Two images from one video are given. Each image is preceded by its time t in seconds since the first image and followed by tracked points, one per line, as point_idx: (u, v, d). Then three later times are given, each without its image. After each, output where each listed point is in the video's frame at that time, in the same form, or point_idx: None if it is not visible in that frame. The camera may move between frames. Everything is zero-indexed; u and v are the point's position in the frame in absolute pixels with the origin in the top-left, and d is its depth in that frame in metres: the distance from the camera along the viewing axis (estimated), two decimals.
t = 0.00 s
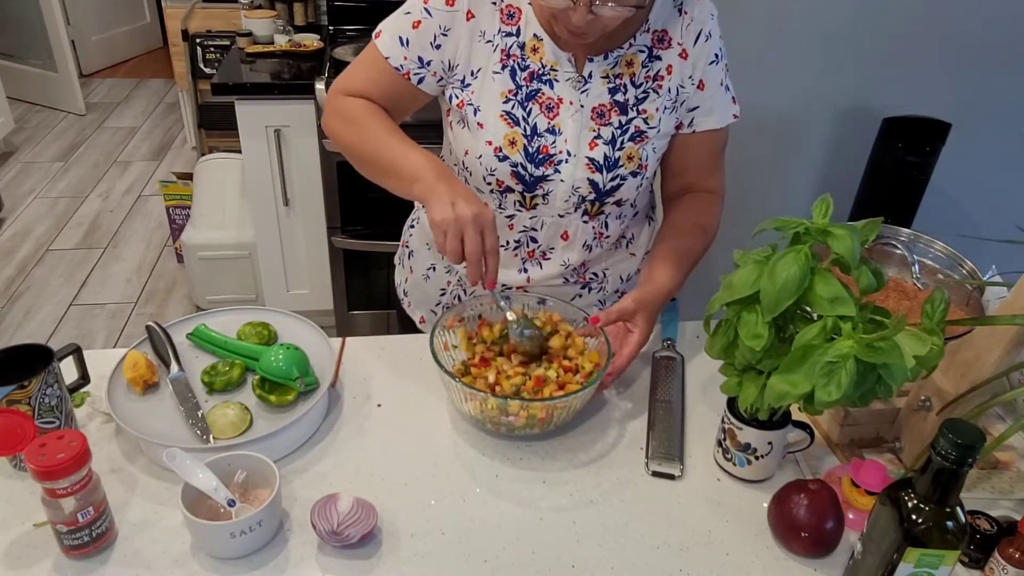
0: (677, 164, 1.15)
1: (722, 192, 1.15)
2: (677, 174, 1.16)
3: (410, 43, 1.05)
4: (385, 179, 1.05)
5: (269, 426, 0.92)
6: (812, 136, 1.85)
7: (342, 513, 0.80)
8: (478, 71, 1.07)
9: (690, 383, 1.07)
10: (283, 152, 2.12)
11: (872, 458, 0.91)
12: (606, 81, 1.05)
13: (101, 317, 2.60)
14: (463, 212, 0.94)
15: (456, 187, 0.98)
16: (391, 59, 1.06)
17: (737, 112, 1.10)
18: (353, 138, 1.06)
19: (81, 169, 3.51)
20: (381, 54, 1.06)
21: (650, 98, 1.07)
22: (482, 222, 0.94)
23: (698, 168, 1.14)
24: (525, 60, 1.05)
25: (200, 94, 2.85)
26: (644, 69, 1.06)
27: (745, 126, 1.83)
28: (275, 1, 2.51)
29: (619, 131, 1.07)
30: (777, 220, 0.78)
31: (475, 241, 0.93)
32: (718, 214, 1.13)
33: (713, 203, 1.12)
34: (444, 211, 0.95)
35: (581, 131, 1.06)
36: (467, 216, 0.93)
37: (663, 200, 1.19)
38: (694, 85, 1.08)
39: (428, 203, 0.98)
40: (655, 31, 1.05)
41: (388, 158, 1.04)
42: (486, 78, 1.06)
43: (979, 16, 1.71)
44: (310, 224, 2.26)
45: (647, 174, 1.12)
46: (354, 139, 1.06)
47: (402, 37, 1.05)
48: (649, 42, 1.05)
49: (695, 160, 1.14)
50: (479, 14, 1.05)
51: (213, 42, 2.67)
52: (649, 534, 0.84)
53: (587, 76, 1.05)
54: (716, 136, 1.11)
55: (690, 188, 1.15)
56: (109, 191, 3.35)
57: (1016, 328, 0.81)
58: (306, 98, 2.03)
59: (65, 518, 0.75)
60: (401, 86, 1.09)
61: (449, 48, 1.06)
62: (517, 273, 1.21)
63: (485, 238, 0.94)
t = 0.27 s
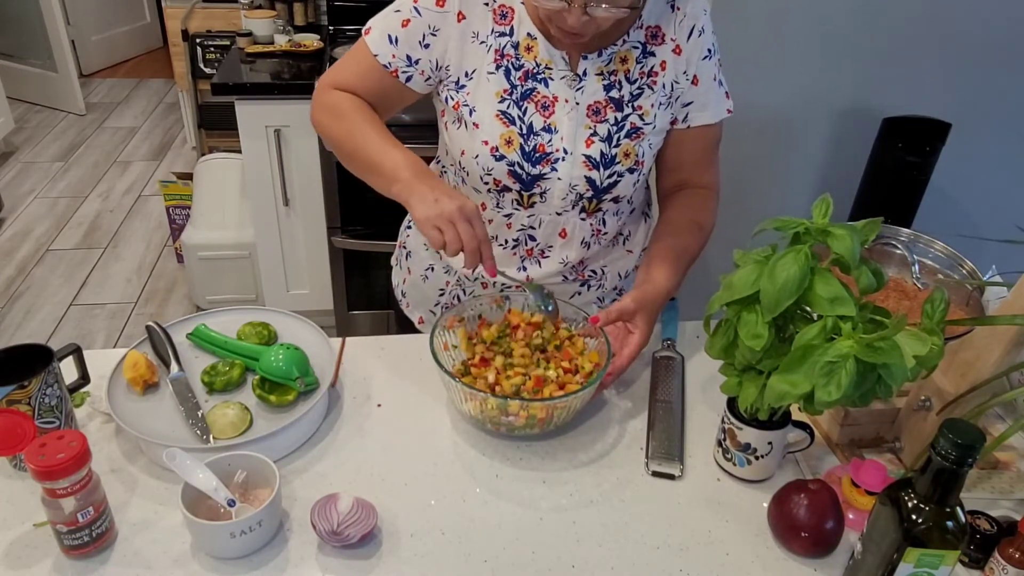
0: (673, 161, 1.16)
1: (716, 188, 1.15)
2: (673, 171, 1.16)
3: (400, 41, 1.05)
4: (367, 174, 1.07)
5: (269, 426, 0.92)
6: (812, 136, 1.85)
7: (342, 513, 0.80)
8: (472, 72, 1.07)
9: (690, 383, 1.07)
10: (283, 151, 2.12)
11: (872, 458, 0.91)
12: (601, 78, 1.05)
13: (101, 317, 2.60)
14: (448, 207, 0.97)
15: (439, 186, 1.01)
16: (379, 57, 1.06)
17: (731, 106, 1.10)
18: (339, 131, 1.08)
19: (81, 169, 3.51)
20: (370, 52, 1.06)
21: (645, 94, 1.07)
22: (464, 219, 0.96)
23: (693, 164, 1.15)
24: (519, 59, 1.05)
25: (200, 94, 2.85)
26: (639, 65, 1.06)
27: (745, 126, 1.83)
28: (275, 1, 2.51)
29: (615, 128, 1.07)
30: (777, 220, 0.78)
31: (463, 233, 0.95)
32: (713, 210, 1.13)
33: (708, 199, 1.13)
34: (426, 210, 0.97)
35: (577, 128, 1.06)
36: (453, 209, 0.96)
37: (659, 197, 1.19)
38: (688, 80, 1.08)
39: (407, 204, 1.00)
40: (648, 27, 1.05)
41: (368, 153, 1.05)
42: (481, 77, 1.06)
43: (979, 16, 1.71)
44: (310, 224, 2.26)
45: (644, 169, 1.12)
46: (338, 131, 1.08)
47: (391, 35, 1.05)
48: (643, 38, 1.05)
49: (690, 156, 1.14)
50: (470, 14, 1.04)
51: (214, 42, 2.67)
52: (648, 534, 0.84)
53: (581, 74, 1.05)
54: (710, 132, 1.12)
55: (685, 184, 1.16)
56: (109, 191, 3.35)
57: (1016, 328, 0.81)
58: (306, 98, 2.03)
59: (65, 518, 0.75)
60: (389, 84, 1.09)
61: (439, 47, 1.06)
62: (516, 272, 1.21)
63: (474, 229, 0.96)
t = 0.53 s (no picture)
0: (665, 157, 1.16)
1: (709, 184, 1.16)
2: (665, 168, 1.17)
3: (386, 38, 1.05)
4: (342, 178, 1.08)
5: (269, 426, 0.92)
6: (812, 136, 1.85)
7: (342, 513, 0.80)
8: (461, 74, 1.06)
9: (690, 383, 1.07)
10: (283, 151, 2.12)
11: (872, 458, 0.91)
12: (591, 77, 1.05)
13: (101, 317, 2.60)
14: (429, 223, 0.99)
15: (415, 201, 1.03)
16: (365, 53, 1.06)
17: (721, 102, 1.11)
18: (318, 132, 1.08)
19: (81, 169, 3.51)
20: (356, 48, 1.06)
21: (635, 92, 1.07)
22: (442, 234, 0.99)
23: (685, 160, 1.15)
24: (509, 61, 1.04)
25: (200, 94, 2.85)
26: (629, 63, 1.06)
27: (744, 126, 1.83)
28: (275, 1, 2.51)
29: (607, 127, 1.07)
30: (778, 219, 0.78)
31: (442, 248, 0.99)
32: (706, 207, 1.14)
33: (701, 195, 1.14)
34: (406, 223, 1.00)
35: (569, 128, 1.06)
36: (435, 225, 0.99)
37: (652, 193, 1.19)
38: (678, 77, 1.09)
39: (382, 216, 1.03)
40: (637, 25, 1.05)
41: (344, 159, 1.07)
42: (472, 79, 1.06)
43: (979, 16, 1.71)
44: (310, 224, 2.26)
45: (636, 167, 1.13)
46: (314, 130, 1.08)
47: (377, 32, 1.04)
48: (632, 36, 1.06)
49: (682, 151, 1.15)
50: (459, 15, 1.04)
51: (214, 42, 2.67)
52: (648, 534, 0.84)
53: (572, 74, 1.05)
54: (702, 128, 1.12)
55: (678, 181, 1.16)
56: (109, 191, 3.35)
57: (1016, 327, 0.81)
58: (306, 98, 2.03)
59: (65, 518, 0.75)
60: (374, 80, 1.09)
61: (425, 47, 1.06)
62: (512, 272, 1.20)
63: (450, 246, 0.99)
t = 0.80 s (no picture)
0: (657, 154, 1.16)
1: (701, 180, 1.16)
2: (658, 166, 1.17)
3: (381, 44, 1.04)
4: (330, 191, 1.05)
5: (269, 426, 0.92)
6: (812, 137, 1.85)
7: (342, 513, 0.80)
8: (455, 76, 1.06)
9: (690, 383, 1.07)
10: (282, 151, 2.12)
11: (872, 458, 0.91)
12: (585, 76, 1.05)
13: (101, 317, 2.60)
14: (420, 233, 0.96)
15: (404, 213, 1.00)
16: (360, 61, 1.05)
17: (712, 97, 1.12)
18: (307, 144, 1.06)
19: (81, 169, 3.51)
20: (351, 57, 1.05)
21: (629, 89, 1.07)
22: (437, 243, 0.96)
23: (676, 157, 1.16)
24: (503, 63, 1.05)
25: (200, 94, 2.85)
26: (621, 61, 1.06)
27: (744, 126, 1.83)
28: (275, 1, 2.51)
29: (602, 125, 1.08)
30: (777, 220, 0.78)
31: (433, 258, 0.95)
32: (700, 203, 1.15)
33: (694, 192, 1.14)
34: (395, 235, 0.97)
35: (564, 127, 1.06)
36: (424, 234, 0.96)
37: (646, 190, 1.20)
38: (670, 73, 1.09)
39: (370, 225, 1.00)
40: (628, 23, 1.05)
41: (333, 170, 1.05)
42: (465, 82, 1.06)
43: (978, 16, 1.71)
44: (310, 224, 2.26)
45: (631, 165, 1.13)
46: (303, 141, 1.06)
47: (371, 38, 1.03)
48: (624, 34, 1.06)
49: (675, 148, 1.15)
50: (451, 18, 1.04)
51: (214, 42, 2.67)
52: (649, 534, 0.84)
53: (565, 73, 1.05)
54: (693, 123, 1.13)
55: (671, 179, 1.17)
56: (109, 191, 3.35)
57: (1016, 327, 0.81)
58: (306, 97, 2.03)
59: (65, 518, 0.75)
60: (370, 89, 1.08)
61: (420, 50, 1.05)
62: (510, 273, 1.20)
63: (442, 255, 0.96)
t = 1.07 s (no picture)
0: (658, 153, 1.17)
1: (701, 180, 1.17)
2: (658, 164, 1.18)
3: (393, 42, 1.01)
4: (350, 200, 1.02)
5: (269, 426, 0.92)
6: (811, 136, 1.85)
7: (342, 513, 0.80)
8: (458, 74, 1.05)
9: (690, 383, 1.07)
10: (282, 151, 2.12)
11: (872, 459, 0.91)
12: (587, 77, 1.06)
13: (101, 317, 2.60)
14: (443, 250, 0.93)
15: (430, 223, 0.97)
16: (373, 60, 1.02)
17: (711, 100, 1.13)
18: (321, 151, 1.02)
19: (81, 169, 3.51)
20: (363, 56, 1.02)
21: (630, 91, 1.08)
22: (464, 262, 0.94)
23: (676, 157, 1.16)
24: (506, 61, 1.04)
25: (200, 94, 2.85)
26: (624, 62, 1.07)
27: (744, 126, 1.83)
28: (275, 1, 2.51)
29: (604, 125, 1.08)
30: (777, 219, 0.78)
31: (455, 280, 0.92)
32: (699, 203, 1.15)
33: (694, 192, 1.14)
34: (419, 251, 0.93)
35: (567, 127, 1.06)
36: (448, 253, 0.93)
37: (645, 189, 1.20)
38: (670, 76, 1.09)
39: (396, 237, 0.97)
40: (630, 25, 1.06)
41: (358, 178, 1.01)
42: (468, 79, 1.05)
43: (978, 16, 1.71)
44: (310, 224, 2.26)
45: (632, 166, 1.13)
46: (319, 148, 1.02)
47: (382, 37, 1.01)
48: (626, 36, 1.06)
49: (676, 148, 1.15)
50: (458, 14, 1.03)
51: (213, 42, 2.67)
52: (649, 534, 0.84)
53: (568, 73, 1.05)
54: (693, 124, 1.13)
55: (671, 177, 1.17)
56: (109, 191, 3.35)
57: (1016, 328, 0.81)
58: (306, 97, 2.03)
59: (65, 519, 0.75)
60: (381, 90, 1.05)
61: (432, 48, 1.03)
62: (510, 273, 1.20)
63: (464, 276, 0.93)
